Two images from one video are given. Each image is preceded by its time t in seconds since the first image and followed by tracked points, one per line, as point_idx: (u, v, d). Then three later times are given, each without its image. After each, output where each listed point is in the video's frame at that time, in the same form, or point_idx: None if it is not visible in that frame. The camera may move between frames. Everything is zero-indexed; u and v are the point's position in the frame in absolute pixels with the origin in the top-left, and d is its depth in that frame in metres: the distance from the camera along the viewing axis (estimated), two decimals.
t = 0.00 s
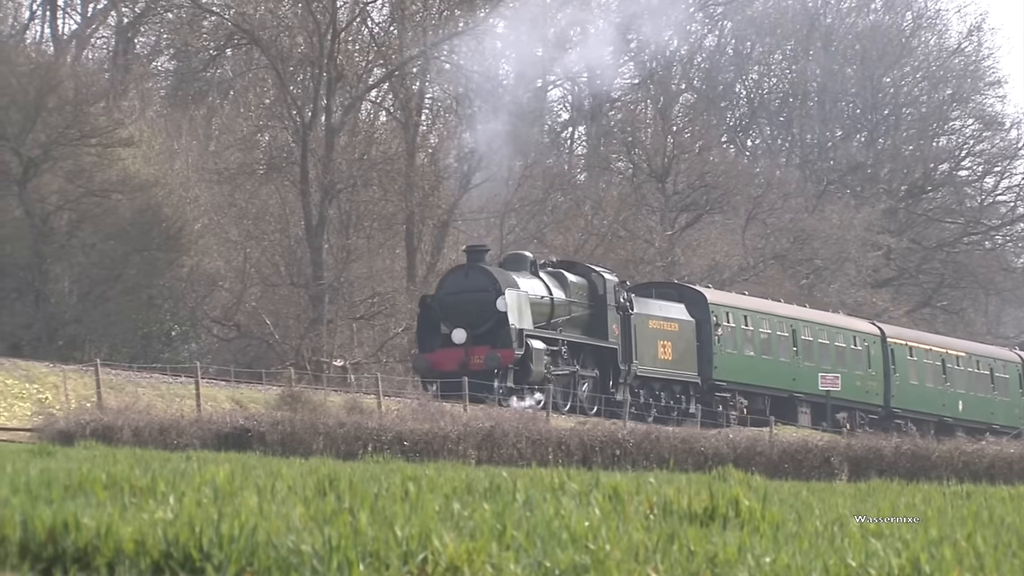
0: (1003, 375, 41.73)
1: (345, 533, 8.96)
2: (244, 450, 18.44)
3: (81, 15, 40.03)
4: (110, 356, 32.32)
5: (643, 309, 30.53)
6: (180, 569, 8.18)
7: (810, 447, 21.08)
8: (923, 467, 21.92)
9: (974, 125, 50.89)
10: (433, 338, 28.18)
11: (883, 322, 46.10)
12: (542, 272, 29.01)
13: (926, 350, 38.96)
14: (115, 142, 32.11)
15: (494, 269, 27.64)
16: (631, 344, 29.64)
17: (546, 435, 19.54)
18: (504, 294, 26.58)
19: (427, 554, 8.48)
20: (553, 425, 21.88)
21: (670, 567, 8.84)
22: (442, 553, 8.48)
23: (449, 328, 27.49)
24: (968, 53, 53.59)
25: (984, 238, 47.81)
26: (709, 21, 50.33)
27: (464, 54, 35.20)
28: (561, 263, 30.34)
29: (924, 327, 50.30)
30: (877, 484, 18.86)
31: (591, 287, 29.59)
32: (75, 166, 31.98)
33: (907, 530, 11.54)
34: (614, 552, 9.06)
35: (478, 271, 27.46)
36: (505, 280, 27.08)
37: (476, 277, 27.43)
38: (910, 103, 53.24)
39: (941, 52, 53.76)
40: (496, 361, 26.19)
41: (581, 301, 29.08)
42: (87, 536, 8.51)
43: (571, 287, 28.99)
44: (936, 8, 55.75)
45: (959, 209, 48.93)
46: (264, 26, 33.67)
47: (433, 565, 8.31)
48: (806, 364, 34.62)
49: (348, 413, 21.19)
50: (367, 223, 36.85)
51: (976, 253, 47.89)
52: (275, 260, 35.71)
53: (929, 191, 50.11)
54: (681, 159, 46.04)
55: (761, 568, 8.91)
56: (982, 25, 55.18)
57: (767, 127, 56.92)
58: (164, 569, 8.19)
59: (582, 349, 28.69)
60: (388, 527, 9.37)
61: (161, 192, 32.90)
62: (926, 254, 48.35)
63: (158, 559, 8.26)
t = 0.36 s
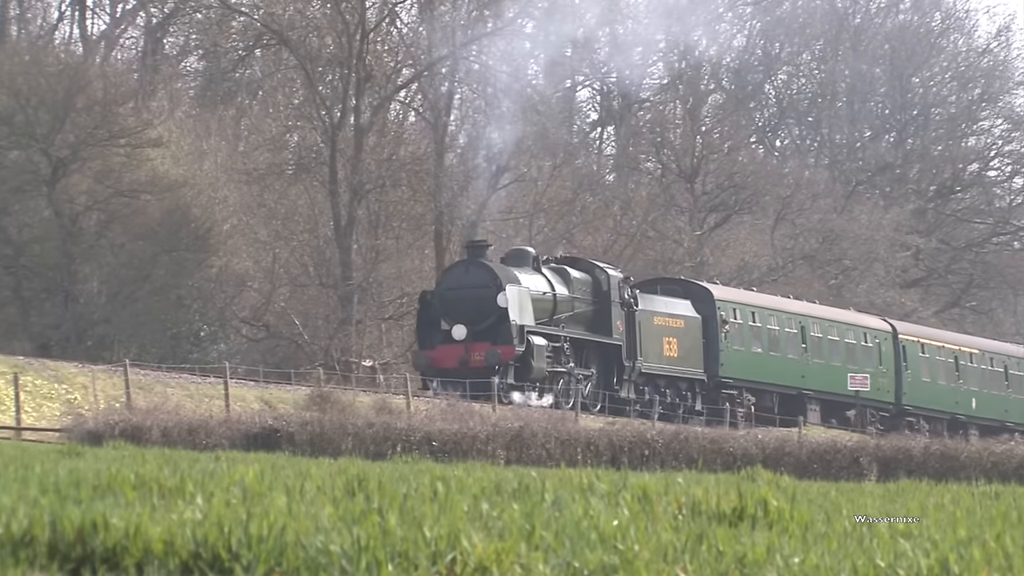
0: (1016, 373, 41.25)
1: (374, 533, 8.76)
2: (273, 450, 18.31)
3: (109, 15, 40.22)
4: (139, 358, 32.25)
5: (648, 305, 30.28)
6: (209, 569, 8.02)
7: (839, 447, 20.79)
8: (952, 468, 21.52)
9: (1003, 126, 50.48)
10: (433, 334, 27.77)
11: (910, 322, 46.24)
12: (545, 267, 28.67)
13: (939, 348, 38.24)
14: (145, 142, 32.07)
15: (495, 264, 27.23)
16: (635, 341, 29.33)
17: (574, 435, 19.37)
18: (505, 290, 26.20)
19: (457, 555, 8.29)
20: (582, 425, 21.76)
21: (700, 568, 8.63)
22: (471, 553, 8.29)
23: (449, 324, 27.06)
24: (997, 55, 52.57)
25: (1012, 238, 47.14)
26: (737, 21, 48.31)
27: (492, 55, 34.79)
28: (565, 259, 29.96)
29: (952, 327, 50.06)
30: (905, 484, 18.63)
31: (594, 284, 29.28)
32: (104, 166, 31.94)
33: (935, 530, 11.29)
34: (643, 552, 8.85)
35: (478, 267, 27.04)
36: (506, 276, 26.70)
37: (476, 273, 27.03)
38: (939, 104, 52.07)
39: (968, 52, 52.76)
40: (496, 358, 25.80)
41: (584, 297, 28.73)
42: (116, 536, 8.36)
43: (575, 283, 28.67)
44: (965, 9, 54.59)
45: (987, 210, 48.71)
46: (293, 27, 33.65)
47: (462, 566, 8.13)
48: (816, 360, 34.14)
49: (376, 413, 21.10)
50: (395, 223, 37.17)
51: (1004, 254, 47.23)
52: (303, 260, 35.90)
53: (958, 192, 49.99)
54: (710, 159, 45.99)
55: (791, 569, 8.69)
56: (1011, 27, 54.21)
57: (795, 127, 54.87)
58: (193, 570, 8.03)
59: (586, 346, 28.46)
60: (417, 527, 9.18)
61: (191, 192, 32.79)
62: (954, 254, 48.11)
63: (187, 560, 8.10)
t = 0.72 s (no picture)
0: None
1: (408, 533, 8.55)
2: (308, 451, 18.17)
3: (144, 14, 40.24)
4: (174, 358, 32.47)
5: (657, 301, 29.58)
6: (244, 569, 7.84)
7: (874, 447, 20.37)
8: (986, 468, 21.13)
9: None
10: (440, 330, 27.38)
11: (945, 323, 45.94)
12: (553, 263, 28.11)
13: (958, 344, 37.52)
14: (179, 142, 32.07)
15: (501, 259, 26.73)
16: (646, 337, 28.72)
17: (609, 435, 19.16)
18: (511, 286, 25.71)
19: (491, 554, 8.09)
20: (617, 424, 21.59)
21: (734, 568, 8.40)
22: (505, 553, 8.10)
23: (456, 320, 26.66)
24: None
25: None
26: (773, 21, 45.41)
27: (528, 55, 34.38)
28: (573, 254, 29.45)
29: (987, 327, 49.56)
30: (940, 484, 18.31)
31: (604, 280, 28.71)
32: (139, 167, 31.96)
33: (970, 530, 11.01)
34: (678, 553, 8.63)
35: (483, 263, 26.56)
36: (513, 272, 26.23)
37: (483, 268, 26.53)
38: (974, 103, 51.35)
39: (1004, 53, 52.00)
40: (502, 355, 25.38)
41: (592, 293, 28.18)
42: (150, 535, 8.19)
43: (583, 279, 28.10)
44: (1001, 9, 53.72)
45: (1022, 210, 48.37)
46: (328, 27, 33.56)
47: (496, 566, 7.94)
48: (831, 357, 33.46)
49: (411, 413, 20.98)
50: (430, 223, 37.17)
51: None
52: (338, 261, 35.83)
53: (994, 192, 49.19)
54: (744, 159, 45.51)
55: (825, 569, 8.45)
56: None
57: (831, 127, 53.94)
58: (228, 570, 7.86)
59: (594, 342, 27.98)
60: (452, 527, 8.98)
61: (226, 193, 32.66)
62: (990, 254, 47.63)
63: (222, 560, 7.93)
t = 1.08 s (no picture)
0: None
1: (445, 533, 8.30)
2: (346, 452, 18.05)
3: (183, 14, 40.25)
4: (212, 358, 32.56)
5: (671, 297, 29.15)
6: (282, 570, 7.65)
7: (912, 447, 20.13)
8: None
9: None
10: (448, 327, 26.97)
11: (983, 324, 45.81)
12: (563, 259, 27.60)
13: (979, 341, 37.38)
14: (217, 143, 32.06)
15: (511, 255, 26.35)
16: (658, 333, 28.32)
17: (647, 435, 18.93)
18: (519, 281, 25.27)
19: (529, 555, 7.91)
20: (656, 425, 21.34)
21: (772, 568, 8.20)
22: (542, 554, 7.92)
23: (464, 316, 26.24)
24: None
25: None
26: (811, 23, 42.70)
27: (568, 53, 34.50)
28: (585, 249, 28.89)
29: None
30: (979, 484, 18.00)
31: (615, 276, 28.21)
32: (177, 167, 32.00)
33: (1008, 531, 10.73)
34: (716, 553, 8.42)
35: (493, 259, 26.20)
36: (522, 268, 25.83)
37: (492, 265, 26.19)
38: (1013, 104, 50.41)
39: None
40: (510, 350, 24.85)
41: (603, 289, 27.68)
42: (188, 535, 7.95)
43: (593, 275, 27.61)
44: None
45: None
46: (366, 28, 33.43)
47: (533, 566, 7.78)
48: (848, 354, 33.07)
49: (449, 413, 20.84)
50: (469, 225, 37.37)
51: None
52: (377, 261, 36.41)
53: None
54: (783, 159, 45.66)
55: (863, 569, 8.24)
56: None
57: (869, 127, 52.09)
58: (266, 570, 7.67)
59: (605, 339, 27.43)
60: (489, 527, 8.76)
61: (264, 193, 32.63)
62: None
63: (259, 560, 7.73)
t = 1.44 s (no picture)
0: None
1: (486, 533, 8.07)
2: (387, 452, 17.79)
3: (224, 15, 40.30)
4: (253, 358, 32.66)
5: (686, 293, 28.56)
6: (324, 570, 7.42)
7: (953, 447, 19.97)
8: None
9: None
10: (458, 321, 26.65)
11: None
12: (576, 254, 27.12)
13: (1003, 339, 37.10)
14: (259, 143, 31.93)
15: (521, 249, 25.93)
16: (673, 330, 27.78)
17: (688, 435, 18.72)
18: (529, 277, 24.91)
19: (569, 555, 7.72)
20: (696, 425, 21.04)
21: (813, 568, 7.97)
22: (583, 554, 7.71)
23: (474, 312, 25.88)
24: None
25: None
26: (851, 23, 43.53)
27: (607, 55, 34.00)
28: (598, 245, 28.44)
29: None
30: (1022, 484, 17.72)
31: (628, 271, 27.72)
32: (219, 167, 31.97)
33: None
34: (757, 553, 8.18)
35: (503, 253, 25.78)
36: (532, 263, 25.40)
37: (503, 259, 25.74)
38: None
39: None
40: (520, 347, 24.59)
41: (617, 285, 27.19)
42: (228, 535, 7.70)
43: (607, 271, 27.09)
44: None
45: None
46: (407, 28, 33.36)
47: (574, 566, 7.60)
48: (868, 351, 32.62)
49: (490, 414, 20.65)
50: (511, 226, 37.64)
51: None
52: (417, 261, 36.31)
53: None
54: (824, 159, 44.71)
55: (905, 570, 8.03)
56: None
57: (909, 127, 51.70)
58: (307, 571, 7.44)
59: (619, 335, 26.93)
60: (531, 527, 8.53)
61: (305, 193, 32.56)
62: None
63: (301, 560, 7.49)
